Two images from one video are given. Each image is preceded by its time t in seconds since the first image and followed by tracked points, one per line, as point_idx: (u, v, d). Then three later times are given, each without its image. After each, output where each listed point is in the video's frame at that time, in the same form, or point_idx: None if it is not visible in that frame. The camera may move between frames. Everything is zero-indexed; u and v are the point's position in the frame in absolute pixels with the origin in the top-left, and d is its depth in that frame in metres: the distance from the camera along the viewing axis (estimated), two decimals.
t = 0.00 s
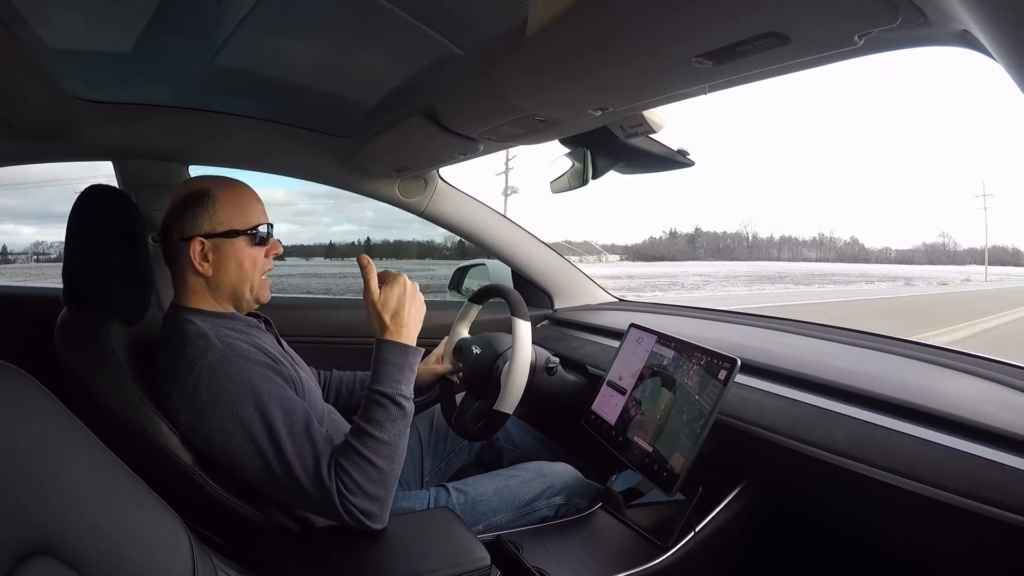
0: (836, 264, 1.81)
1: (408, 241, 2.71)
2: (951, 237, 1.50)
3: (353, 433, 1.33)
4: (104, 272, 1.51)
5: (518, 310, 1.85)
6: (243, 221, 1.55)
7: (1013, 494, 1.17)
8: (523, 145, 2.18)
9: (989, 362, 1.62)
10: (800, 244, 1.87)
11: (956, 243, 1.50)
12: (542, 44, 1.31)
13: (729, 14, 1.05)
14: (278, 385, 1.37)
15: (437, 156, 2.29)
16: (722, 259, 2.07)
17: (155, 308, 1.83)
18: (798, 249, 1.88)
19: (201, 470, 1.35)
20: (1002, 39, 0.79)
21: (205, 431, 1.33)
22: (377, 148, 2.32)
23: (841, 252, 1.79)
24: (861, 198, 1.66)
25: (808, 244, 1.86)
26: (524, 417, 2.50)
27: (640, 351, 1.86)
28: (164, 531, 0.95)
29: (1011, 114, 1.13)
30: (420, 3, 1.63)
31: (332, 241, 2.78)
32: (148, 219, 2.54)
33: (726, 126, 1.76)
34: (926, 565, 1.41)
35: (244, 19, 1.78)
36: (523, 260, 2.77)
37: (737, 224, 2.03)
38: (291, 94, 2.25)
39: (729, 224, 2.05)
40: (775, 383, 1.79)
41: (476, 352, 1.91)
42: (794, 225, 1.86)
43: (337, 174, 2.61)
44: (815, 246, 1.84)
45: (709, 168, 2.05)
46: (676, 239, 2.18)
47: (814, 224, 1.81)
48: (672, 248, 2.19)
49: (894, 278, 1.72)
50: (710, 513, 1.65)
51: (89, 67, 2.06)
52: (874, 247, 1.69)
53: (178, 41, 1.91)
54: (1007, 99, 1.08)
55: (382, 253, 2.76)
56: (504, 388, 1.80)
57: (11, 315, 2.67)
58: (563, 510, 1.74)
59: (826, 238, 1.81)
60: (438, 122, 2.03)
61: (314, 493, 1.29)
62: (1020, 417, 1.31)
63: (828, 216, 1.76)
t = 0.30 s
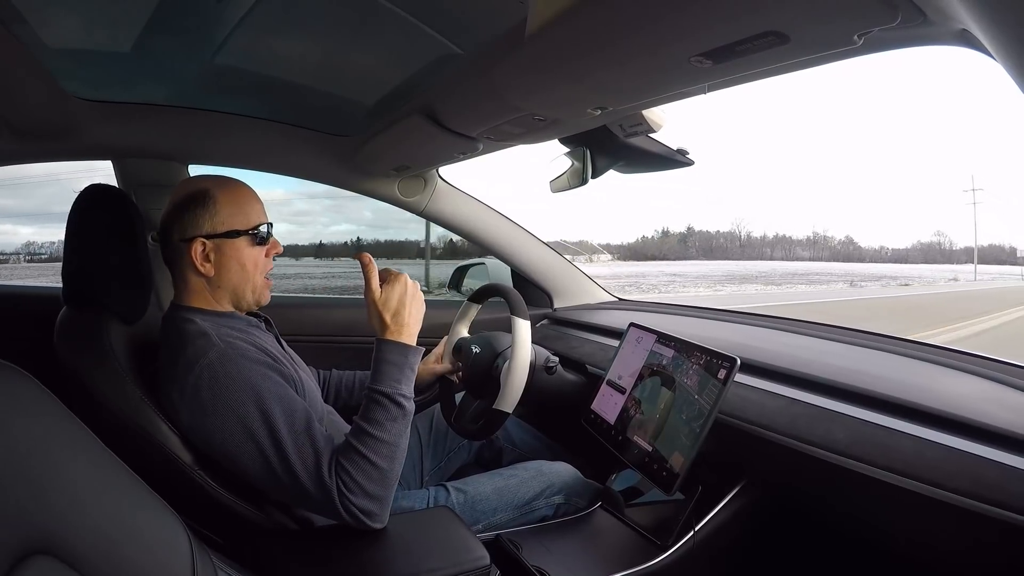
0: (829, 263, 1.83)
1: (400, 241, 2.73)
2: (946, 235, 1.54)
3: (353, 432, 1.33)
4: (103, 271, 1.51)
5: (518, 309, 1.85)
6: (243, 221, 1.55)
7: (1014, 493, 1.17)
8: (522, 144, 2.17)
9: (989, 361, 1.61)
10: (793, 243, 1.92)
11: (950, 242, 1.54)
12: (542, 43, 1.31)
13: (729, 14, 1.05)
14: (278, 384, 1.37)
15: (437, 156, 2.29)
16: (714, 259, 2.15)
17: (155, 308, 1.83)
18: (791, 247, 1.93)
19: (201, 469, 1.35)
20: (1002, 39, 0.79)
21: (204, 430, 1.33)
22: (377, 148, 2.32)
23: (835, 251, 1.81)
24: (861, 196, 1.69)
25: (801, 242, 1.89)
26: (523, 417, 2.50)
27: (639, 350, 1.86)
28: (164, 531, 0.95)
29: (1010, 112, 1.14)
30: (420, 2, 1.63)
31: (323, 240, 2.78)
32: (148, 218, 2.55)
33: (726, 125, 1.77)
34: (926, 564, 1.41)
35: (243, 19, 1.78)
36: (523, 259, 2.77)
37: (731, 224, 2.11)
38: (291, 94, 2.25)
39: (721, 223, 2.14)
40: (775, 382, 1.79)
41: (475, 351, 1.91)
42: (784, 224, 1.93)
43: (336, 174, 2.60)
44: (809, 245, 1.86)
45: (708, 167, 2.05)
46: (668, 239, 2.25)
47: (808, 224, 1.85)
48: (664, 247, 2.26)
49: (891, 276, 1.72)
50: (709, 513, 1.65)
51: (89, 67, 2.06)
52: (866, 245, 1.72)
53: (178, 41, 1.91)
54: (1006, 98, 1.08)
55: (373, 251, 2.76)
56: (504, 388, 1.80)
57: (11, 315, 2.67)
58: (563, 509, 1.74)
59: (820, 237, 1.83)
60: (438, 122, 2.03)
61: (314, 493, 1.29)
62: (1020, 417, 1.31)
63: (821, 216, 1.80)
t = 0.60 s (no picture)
0: (822, 263, 1.88)
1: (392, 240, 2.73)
2: (942, 235, 1.53)
3: (352, 432, 1.33)
4: (102, 270, 1.50)
5: (518, 309, 1.86)
6: (245, 222, 1.55)
7: (1014, 493, 1.17)
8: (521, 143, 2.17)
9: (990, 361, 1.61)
10: (789, 242, 1.94)
11: (946, 241, 1.52)
12: (542, 42, 1.31)
13: (729, 13, 1.05)
14: (278, 384, 1.37)
15: (437, 155, 2.29)
16: (706, 258, 2.19)
17: (155, 308, 1.83)
18: (785, 246, 1.95)
19: (201, 469, 1.35)
20: (1002, 39, 0.80)
21: (204, 430, 1.33)
22: (377, 148, 2.32)
23: (829, 251, 1.85)
24: (861, 196, 1.68)
25: (795, 242, 1.93)
26: (523, 416, 2.50)
27: (638, 349, 1.87)
28: (164, 530, 0.95)
29: (1008, 112, 1.14)
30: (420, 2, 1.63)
31: (315, 240, 2.74)
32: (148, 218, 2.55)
33: (726, 125, 1.77)
34: (927, 564, 1.41)
35: (243, 19, 1.78)
36: (523, 258, 2.77)
37: (724, 224, 2.14)
38: (290, 93, 2.25)
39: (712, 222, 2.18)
40: (776, 382, 1.79)
41: (475, 350, 1.91)
42: (778, 223, 1.96)
43: (336, 174, 2.60)
44: (802, 245, 1.90)
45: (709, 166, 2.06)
46: (660, 239, 2.29)
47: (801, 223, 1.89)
48: (656, 247, 2.30)
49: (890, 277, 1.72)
50: (709, 513, 1.65)
51: (89, 67, 2.06)
52: (860, 246, 1.75)
53: (178, 41, 1.91)
54: (1005, 97, 1.09)
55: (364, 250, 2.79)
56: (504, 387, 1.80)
57: (11, 315, 2.67)
58: (563, 509, 1.74)
59: (814, 236, 1.87)
60: (438, 122, 2.03)
61: (314, 492, 1.29)
62: (1021, 417, 1.31)
63: (814, 215, 1.84)
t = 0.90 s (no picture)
0: (815, 263, 1.85)
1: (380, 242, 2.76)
2: (936, 234, 1.56)
3: (350, 436, 1.32)
4: (102, 270, 1.50)
5: (518, 309, 1.85)
6: (244, 225, 1.55)
7: (1015, 493, 1.17)
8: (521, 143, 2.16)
9: (990, 361, 1.61)
10: (782, 242, 1.94)
11: (941, 241, 1.56)
12: (542, 42, 1.31)
13: (730, 13, 1.05)
14: (277, 385, 1.37)
15: (436, 155, 2.29)
16: (697, 258, 2.18)
17: (154, 307, 1.83)
18: (779, 246, 1.96)
19: (201, 469, 1.34)
20: (1003, 39, 0.79)
21: (203, 431, 1.33)
22: (376, 147, 2.32)
23: (823, 251, 1.83)
24: (860, 196, 1.68)
25: (790, 242, 1.92)
26: (523, 416, 2.50)
27: (638, 350, 1.86)
28: (164, 530, 0.95)
29: (1008, 111, 1.14)
30: (420, 2, 1.63)
31: (306, 241, 2.78)
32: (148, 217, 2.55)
33: (725, 125, 1.77)
34: (926, 565, 1.41)
35: (243, 19, 1.78)
36: (523, 258, 2.77)
37: (716, 224, 2.13)
38: (290, 93, 2.25)
39: (703, 223, 2.17)
40: (776, 382, 1.79)
41: (475, 350, 1.92)
42: (773, 223, 1.96)
43: (335, 174, 2.60)
44: (795, 245, 1.89)
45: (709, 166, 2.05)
46: (652, 239, 2.29)
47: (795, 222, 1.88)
48: (647, 247, 2.30)
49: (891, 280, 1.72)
50: (708, 513, 1.65)
51: (89, 67, 2.06)
52: (855, 246, 1.74)
53: (178, 40, 1.91)
54: (1005, 98, 1.08)
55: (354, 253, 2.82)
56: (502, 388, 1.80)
57: (11, 315, 2.67)
58: (562, 509, 1.74)
59: (808, 236, 1.86)
60: (438, 121, 2.03)
61: (313, 494, 1.29)
62: (1021, 417, 1.31)
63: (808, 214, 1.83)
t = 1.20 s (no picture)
0: (809, 262, 1.93)
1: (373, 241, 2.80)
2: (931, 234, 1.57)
3: (351, 438, 1.32)
4: (102, 270, 1.50)
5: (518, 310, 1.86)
6: (246, 230, 1.54)
7: (1015, 493, 1.17)
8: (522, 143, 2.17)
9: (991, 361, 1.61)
10: (775, 242, 1.99)
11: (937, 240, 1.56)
12: (542, 42, 1.30)
13: (730, 13, 1.05)
14: (277, 387, 1.37)
15: (437, 155, 2.29)
16: (690, 258, 2.22)
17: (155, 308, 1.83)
18: (772, 246, 2.00)
19: (201, 469, 1.34)
20: (1003, 39, 0.79)
21: (203, 431, 1.32)
22: (376, 147, 2.33)
23: (816, 250, 1.90)
24: (859, 196, 1.68)
25: (783, 241, 1.98)
26: (523, 416, 2.50)
27: (638, 351, 1.87)
28: (164, 530, 0.95)
29: (1007, 112, 1.14)
30: (421, 2, 1.63)
31: (294, 240, 2.76)
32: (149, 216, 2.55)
33: (725, 125, 1.78)
34: (926, 565, 1.41)
35: (244, 19, 1.78)
36: (523, 258, 2.77)
37: (709, 224, 2.16)
38: (290, 93, 2.25)
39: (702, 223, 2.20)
40: (776, 382, 1.79)
41: (476, 350, 1.92)
42: (768, 223, 1.98)
43: (336, 174, 2.60)
44: (789, 245, 1.96)
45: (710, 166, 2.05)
46: (644, 239, 2.32)
47: (788, 223, 1.94)
48: (641, 246, 2.34)
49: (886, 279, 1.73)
50: (708, 514, 1.65)
51: (89, 67, 2.06)
52: (850, 245, 1.77)
53: (178, 40, 1.91)
54: (1006, 98, 1.08)
55: (344, 254, 2.83)
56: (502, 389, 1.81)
57: (12, 315, 2.67)
58: (563, 509, 1.74)
59: (801, 236, 1.93)
60: (438, 121, 2.03)
61: (313, 495, 1.29)
62: (1020, 417, 1.31)
63: (808, 214, 1.85)
